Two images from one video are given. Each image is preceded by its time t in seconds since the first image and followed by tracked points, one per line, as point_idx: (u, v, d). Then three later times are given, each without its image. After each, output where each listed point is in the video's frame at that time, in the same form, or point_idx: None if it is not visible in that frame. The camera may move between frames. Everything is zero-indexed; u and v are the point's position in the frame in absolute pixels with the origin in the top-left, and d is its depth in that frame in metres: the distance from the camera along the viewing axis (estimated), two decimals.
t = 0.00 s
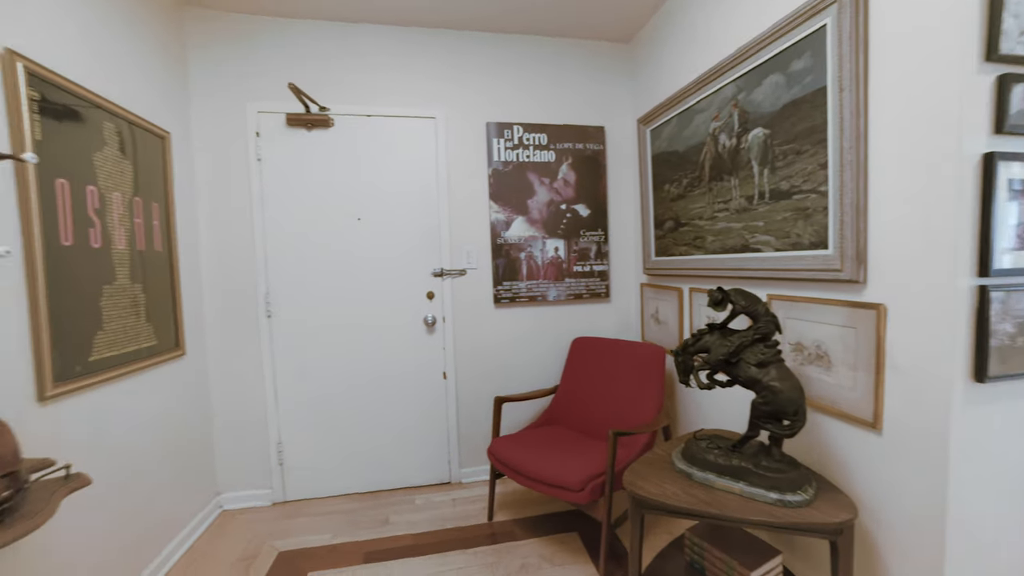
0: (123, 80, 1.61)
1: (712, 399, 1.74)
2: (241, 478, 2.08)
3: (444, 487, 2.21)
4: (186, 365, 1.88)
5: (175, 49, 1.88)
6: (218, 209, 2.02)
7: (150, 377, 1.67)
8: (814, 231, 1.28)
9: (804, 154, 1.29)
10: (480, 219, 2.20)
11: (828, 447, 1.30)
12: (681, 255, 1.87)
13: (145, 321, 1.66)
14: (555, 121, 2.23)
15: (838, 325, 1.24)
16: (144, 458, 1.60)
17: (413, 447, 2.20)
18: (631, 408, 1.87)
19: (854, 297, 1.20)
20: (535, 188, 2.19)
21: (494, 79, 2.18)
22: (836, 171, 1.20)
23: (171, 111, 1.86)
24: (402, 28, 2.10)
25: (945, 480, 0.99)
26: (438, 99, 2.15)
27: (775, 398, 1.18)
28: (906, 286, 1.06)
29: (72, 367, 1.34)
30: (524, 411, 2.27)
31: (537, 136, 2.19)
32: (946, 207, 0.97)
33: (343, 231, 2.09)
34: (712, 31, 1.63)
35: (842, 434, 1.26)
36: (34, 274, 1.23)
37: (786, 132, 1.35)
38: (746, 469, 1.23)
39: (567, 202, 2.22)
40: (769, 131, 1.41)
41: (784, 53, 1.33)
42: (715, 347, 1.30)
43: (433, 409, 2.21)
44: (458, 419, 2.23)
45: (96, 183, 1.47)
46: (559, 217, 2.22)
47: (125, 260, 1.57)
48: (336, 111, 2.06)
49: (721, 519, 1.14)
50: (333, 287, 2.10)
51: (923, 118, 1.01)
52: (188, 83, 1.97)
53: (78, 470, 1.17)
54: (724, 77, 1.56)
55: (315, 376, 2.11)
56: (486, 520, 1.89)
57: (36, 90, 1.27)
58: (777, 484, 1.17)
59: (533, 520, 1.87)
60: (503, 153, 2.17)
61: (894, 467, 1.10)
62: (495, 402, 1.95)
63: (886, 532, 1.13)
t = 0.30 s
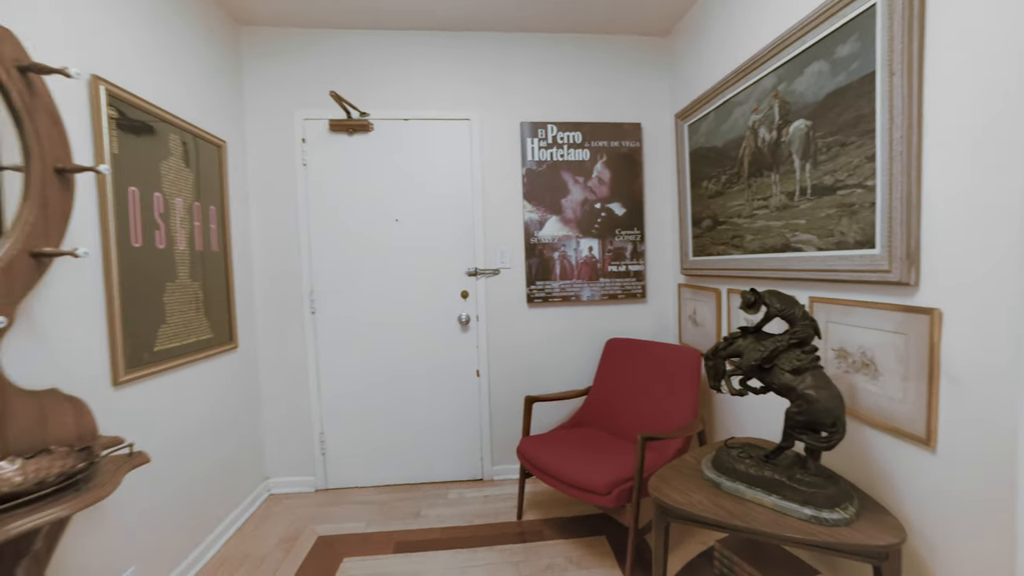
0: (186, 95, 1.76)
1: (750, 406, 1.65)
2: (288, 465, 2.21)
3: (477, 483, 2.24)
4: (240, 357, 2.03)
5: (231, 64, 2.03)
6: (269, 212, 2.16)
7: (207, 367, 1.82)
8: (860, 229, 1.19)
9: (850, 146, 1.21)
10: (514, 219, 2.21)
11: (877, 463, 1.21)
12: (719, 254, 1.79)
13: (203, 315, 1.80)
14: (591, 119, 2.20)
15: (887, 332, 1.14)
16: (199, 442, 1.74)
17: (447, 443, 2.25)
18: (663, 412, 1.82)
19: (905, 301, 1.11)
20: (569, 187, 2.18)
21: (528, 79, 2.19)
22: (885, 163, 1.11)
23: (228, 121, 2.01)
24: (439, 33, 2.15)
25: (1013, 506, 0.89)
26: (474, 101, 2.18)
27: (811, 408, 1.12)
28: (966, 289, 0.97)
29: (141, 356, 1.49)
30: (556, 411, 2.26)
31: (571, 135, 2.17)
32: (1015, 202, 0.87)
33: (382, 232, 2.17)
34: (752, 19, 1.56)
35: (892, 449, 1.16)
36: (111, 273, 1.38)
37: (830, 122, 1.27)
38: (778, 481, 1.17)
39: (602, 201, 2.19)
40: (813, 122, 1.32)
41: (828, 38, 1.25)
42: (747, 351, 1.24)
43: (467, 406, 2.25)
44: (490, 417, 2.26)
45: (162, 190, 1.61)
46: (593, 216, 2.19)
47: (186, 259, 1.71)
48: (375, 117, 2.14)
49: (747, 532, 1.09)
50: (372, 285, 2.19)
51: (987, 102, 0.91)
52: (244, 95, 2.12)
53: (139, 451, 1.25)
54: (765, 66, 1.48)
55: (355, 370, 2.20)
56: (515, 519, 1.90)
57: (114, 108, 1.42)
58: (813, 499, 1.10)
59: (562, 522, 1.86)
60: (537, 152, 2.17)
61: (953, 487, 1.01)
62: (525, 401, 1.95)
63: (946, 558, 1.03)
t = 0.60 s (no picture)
0: (246, 107, 1.91)
1: (795, 415, 1.57)
2: (334, 453, 2.34)
3: (512, 481, 2.27)
4: (291, 350, 2.17)
5: (286, 77, 2.18)
6: (319, 214, 2.29)
7: (261, 359, 1.96)
8: (915, 228, 1.10)
9: (904, 138, 1.11)
10: (550, 219, 2.21)
11: (933, 482, 1.11)
12: (763, 255, 1.71)
13: (258, 311, 1.95)
14: (630, 116, 2.16)
15: (945, 340, 1.05)
16: (254, 428, 1.89)
17: (483, 439, 2.29)
18: (700, 418, 1.76)
19: (967, 307, 1.01)
20: (606, 186, 2.15)
21: (566, 78, 2.18)
22: (944, 155, 1.01)
23: (282, 130, 2.15)
24: (477, 37, 2.19)
25: None
26: (511, 102, 2.20)
27: (851, 421, 1.05)
28: None
29: (203, 347, 1.63)
30: (591, 412, 2.24)
31: (609, 133, 2.14)
32: None
33: (422, 233, 2.25)
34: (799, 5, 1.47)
35: (951, 469, 1.06)
36: (178, 272, 1.53)
37: (883, 112, 1.17)
38: (816, 496, 1.10)
39: (641, 200, 2.14)
40: (863, 113, 1.23)
41: (881, 21, 1.16)
42: (784, 358, 1.18)
43: (502, 404, 2.28)
44: (525, 416, 2.27)
45: (223, 196, 1.76)
46: (631, 215, 2.14)
47: (243, 259, 1.86)
48: (417, 121, 2.22)
49: (779, 548, 1.03)
50: (412, 284, 2.27)
51: None
52: (296, 105, 2.26)
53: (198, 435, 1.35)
54: (813, 54, 1.40)
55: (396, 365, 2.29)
56: (547, 518, 1.91)
57: (184, 123, 1.57)
58: (855, 519, 1.03)
59: (594, 524, 1.85)
60: (574, 152, 2.16)
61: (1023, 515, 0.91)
62: (559, 402, 1.95)
63: None
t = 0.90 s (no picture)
0: (307, 120, 2.06)
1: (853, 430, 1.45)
2: (384, 444, 2.47)
3: (552, 481, 2.28)
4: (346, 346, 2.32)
5: (343, 89, 2.32)
6: (373, 218, 2.43)
7: (319, 353, 2.11)
8: (992, 226, 0.98)
9: (980, 126, 1.00)
10: (594, 219, 2.19)
11: (1010, 512, 1.00)
12: (820, 256, 1.59)
13: (316, 308, 2.10)
14: (677, 113, 2.09)
15: None
16: (312, 416, 2.04)
17: (525, 438, 2.32)
18: (747, 428, 1.67)
19: None
20: (652, 186, 2.10)
21: (611, 76, 2.15)
22: None
23: (340, 139, 2.30)
24: (522, 40, 2.22)
25: None
26: (555, 104, 2.21)
27: (905, 439, 0.96)
28: None
29: (267, 341, 1.79)
30: (634, 417, 2.20)
31: (655, 131, 2.08)
32: None
33: (467, 235, 2.31)
34: None
35: None
36: (245, 272, 1.69)
37: (954, 98, 1.06)
38: (866, 520, 1.02)
39: (689, 199, 2.07)
40: (932, 99, 1.12)
41: None
42: (832, 367, 1.10)
43: (544, 404, 2.29)
44: (567, 417, 2.27)
45: (285, 202, 1.91)
46: (678, 215, 2.08)
47: (303, 261, 2.01)
48: (463, 126, 2.28)
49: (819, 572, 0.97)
50: (458, 284, 2.34)
51: None
52: (352, 116, 2.41)
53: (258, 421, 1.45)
54: (876, 37, 1.28)
55: (442, 362, 2.38)
56: (585, 521, 1.90)
57: (254, 137, 1.74)
58: (911, 549, 0.94)
59: (634, 530, 1.82)
60: (619, 151, 2.12)
61: None
62: (599, 404, 1.93)
63: None
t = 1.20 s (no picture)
0: (356, 126, 2.17)
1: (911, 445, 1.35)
2: (425, 438, 2.55)
3: (588, 482, 2.27)
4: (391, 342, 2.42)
5: (389, 95, 2.42)
6: (416, 219, 2.51)
7: (365, 348, 2.22)
8: None
9: None
10: (633, 219, 2.15)
11: None
12: (876, 256, 1.49)
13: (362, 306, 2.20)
14: (722, 108, 2.01)
15: None
16: (357, 408, 2.15)
17: (561, 438, 2.32)
18: (793, 437, 1.59)
19: None
20: (695, 184, 2.03)
21: (652, 72, 2.10)
22: None
23: (386, 144, 2.40)
24: (562, 40, 2.22)
25: None
26: (594, 103, 2.19)
27: (963, 459, 0.88)
28: None
29: (316, 336, 1.91)
30: (673, 422, 2.14)
31: (698, 127, 2.02)
32: None
33: (506, 235, 2.34)
34: None
35: None
36: (296, 272, 1.81)
37: None
38: (917, 546, 0.94)
39: (734, 197, 1.98)
40: (1007, 83, 1.01)
41: None
42: (881, 377, 1.03)
43: (581, 405, 2.28)
44: (604, 419, 2.25)
45: (334, 205, 2.03)
46: (722, 214, 2.00)
47: (350, 261, 2.12)
48: (503, 128, 2.32)
49: None
50: (497, 284, 2.38)
51: None
52: (398, 121, 2.50)
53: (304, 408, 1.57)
54: (943, 16, 1.17)
55: (481, 360, 2.43)
56: (620, 524, 1.88)
57: (307, 145, 1.86)
58: None
59: (670, 537, 1.78)
60: (659, 149, 2.07)
61: None
62: (635, 407, 1.90)
63: None
